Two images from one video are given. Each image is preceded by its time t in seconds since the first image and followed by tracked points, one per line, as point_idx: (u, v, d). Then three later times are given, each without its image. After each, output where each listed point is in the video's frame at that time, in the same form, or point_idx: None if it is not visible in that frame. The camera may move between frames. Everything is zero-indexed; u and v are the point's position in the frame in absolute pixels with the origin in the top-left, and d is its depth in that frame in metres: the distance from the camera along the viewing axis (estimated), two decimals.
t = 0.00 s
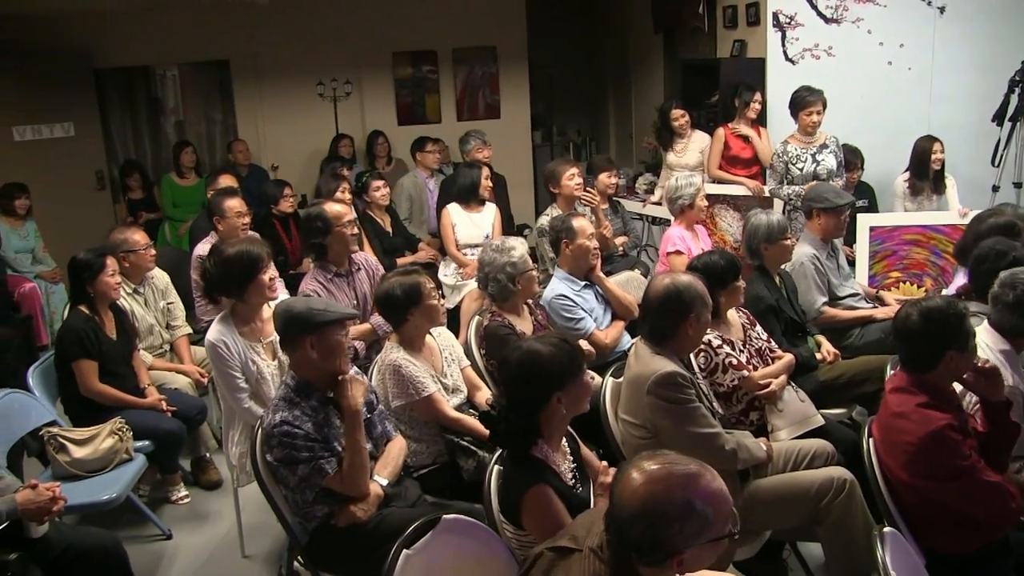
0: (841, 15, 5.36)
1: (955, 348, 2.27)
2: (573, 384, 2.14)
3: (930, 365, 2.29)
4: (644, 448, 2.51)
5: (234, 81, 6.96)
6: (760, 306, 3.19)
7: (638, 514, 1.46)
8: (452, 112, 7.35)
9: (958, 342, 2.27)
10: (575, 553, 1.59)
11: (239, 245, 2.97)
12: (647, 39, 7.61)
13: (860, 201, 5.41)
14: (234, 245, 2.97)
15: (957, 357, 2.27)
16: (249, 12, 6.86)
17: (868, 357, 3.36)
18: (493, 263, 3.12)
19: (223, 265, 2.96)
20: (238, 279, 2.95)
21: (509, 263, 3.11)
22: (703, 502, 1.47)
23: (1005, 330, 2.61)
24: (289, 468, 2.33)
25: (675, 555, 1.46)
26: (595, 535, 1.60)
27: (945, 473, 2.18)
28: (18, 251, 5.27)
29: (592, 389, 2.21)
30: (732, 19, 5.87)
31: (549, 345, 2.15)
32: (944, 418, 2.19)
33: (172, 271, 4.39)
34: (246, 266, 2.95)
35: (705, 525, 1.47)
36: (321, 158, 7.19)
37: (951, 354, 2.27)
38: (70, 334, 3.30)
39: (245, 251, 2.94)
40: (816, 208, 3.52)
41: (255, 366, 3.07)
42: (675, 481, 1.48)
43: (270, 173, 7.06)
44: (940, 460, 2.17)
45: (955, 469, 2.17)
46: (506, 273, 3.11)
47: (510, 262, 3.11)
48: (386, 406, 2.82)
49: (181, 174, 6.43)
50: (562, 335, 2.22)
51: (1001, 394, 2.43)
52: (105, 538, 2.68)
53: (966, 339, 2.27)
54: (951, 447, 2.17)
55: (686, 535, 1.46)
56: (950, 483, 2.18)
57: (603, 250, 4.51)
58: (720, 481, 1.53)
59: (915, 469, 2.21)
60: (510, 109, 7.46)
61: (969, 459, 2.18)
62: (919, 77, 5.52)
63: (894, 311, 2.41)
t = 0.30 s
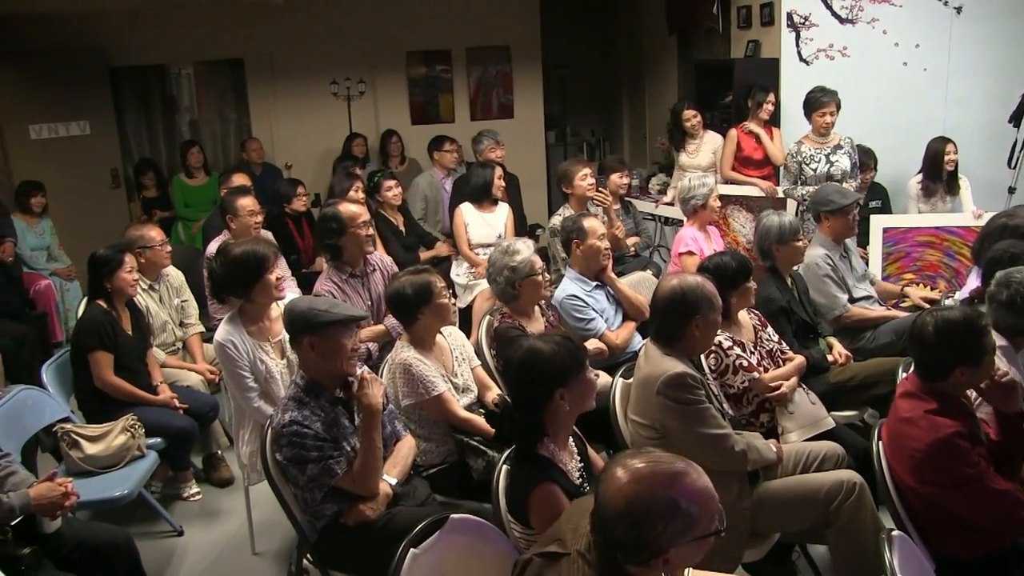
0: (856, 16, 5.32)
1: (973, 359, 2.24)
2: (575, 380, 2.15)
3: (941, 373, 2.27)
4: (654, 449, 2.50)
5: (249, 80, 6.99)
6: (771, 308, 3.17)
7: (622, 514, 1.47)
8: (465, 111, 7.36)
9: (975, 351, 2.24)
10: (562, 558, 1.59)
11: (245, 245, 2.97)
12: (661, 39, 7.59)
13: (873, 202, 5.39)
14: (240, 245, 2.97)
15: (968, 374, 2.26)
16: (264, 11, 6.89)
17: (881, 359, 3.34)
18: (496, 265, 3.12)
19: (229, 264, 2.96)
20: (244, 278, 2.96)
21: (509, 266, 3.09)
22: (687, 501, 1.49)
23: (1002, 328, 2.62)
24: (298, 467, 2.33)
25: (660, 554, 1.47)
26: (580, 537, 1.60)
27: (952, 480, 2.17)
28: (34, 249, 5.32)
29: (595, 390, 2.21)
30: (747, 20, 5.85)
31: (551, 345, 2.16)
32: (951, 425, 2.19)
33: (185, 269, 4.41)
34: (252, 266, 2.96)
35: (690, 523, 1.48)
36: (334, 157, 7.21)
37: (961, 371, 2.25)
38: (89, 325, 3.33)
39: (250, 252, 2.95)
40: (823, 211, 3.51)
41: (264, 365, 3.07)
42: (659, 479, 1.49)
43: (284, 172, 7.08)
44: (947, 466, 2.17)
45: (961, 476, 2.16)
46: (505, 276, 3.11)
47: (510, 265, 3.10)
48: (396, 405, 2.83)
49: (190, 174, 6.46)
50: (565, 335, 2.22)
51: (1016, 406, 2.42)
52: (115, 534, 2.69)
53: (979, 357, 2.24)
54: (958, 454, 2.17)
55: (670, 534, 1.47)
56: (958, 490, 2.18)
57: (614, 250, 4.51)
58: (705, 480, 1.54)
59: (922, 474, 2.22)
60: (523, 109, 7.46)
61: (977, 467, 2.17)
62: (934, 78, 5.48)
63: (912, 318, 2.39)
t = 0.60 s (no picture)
0: (871, 17, 5.30)
1: (987, 366, 2.24)
2: (574, 387, 2.16)
3: (953, 381, 2.26)
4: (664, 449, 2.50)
5: (264, 79, 7.02)
6: (783, 309, 3.16)
7: (617, 511, 1.48)
8: (479, 111, 7.37)
9: (988, 357, 2.24)
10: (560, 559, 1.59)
11: (259, 243, 2.99)
12: (675, 40, 7.57)
13: (885, 202, 5.39)
14: (254, 244, 2.99)
15: (979, 383, 2.25)
16: (279, 11, 6.92)
17: (894, 361, 3.32)
18: (502, 269, 3.13)
19: (243, 263, 2.98)
20: (258, 275, 2.98)
21: (512, 272, 3.09)
22: (683, 497, 1.50)
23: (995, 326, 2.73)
24: (309, 465, 2.34)
25: (657, 550, 1.49)
26: (575, 537, 1.61)
27: (963, 485, 2.17)
28: (51, 246, 5.37)
29: (601, 392, 2.21)
30: (762, 20, 5.83)
31: (556, 347, 2.16)
32: (962, 431, 2.19)
33: (199, 267, 4.44)
34: (266, 264, 2.98)
35: (686, 518, 1.49)
36: (348, 157, 7.24)
37: (973, 380, 2.25)
38: (103, 323, 3.36)
39: (264, 250, 2.96)
40: (833, 215, 3.50)
41: (277, 363, 3.09)
42: (655, 475, 1.51)
43: (298, 171, 7.12)
44: (958, 472, 2.17)
45: (972, 481, 2.17)
46: (509, 281, 3.12)
47: (513, 270, 3.10)
48: (408, 403, 2.84)
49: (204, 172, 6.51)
50: (573, 337, 2.22)
51: None
52: (128, 529, 2.71)
53: (991, 367, 2.23)
54: (969, 460, 2.17)
55: (666, 530, 1.48)
56: (968, 497, 2.18)
57: (627, 251, 4.51)
58: (700, 475, 1.55)
59: (933, 480, 2.22)
60: (537, 109, 7.46)
61: (988, 472, 2.17)
62: (950, 80, 5.44)
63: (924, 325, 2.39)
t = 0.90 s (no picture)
0: (884, 17, 5.28)
1: (995, 364, 2.26)
2: (585, 391, 2.16)
3: (963, 380, 2.29)
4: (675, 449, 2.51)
5: (276, 78, 7.04)
6: (795, 309, 3.15)
7: (636, 501, 1.51)
8: (491, 110, 7.37)
9: (996, 356, 2.26)
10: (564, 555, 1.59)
11: (273, 241, 3.01)
12: (687, 40, 7.56)
13: (898, 201, 5.41)
14: (268, 242, 3.01)
15: (988, 381, 2.27)
16: (291, 11, 6.94)
17: (906, 362, 3.31)
18: (511, 271, 3.13)
19: (256, 261, 3.00)
20: (271, 272, 2.99)
21: (522, 273, 3.09)
22: (697, 483, 1.54)
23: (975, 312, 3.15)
24: (322, 463, 2.35)
25: (674, 537, 1.52)
26: (579, 533, 1.61)
27: (976, 486, 2.17)
28: (64, 244, 5.40)
29: (611, 395, 2.21)
30: (774, 20, 5.82)
31: (567, 352, 2.17)
32: (975, 431, 2.20)
33: (212, 265, 4.46)
34: (280, 263, 2.99)
35: (700, 504, 1.54)
36: (359, 156, 7.25)
37: (982, 378, 2.27)
38: (114, 324, 3.37)
39: (278, 248, 2.98)
40: (845, 215, 3.49)
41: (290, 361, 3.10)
42: (668, 464, 1.54)
43: (310, 170, 7.14)
44: (971, 473, 2.17)
45: (986, 483, 2.16)
46: (519, 283, 3.11)
47: (524, 271, 3.09)
48: (421, 401, 2.85)
49: (218, 171, 6.54)
50: (584, 340, 2.22)
51: None
52: (142, 526, 2.73)
53: (1000, 365, 2.26)
54: (982, 461, 2.17)
55: (682, 515, 1.52)
56: (980, 499, 2.18)
57: (639, 250, 4.51)
58: (707, 462, 1.59)
59: (945, 481, 2.21)
60: (550, 109, 7.45)
61: (1002, 473, 2.17)
62: (963, 80, 5.42)
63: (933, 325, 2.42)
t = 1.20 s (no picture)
0: (899, 15, 5.26)
1: (1010, 364, 2.26)
2: (596, 388, 2.15)
3: (977, 381, 2.29)
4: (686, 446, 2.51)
5: (288, 72, 7.05)
6: (807, 308, 3.15)
7: (646, 488, 1.52)
8: (503, 106, 7.35)
9: (1011, 356, 2.26)
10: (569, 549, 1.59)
11: (287, 234, 3.01)
12: (701, 37, 7.54)
13: (911, 201, 5.42)
14: (282, 235, 3.01)
15: (1003, 381, 2.27)
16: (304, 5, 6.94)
17: (917, 362, 3.31)
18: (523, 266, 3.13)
19: (270, 254, 3.00)
20: (285, 265, 3.00)
21: (535, 268, 3.09)
22: (703, 469, 1.56)
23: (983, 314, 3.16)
24: (333, 457, 2.36)
25: (685, 522, 1.54)
26: (585, 526, 1.61)
27: (989, 487, 2.17)
28: (75, 235, 5.40)
29: (623, 393, 2.20)
30: (788, 18, 5.81)
31: (579, 347, 2.16)
32: (990, 433, 2.20)
33: (225, 258, 4.47)
34: (293, 256, 2.99)
35: (708, 489, 1.56)
36: (371, 150, 7.25)
37: (996, 378, 2.27)
38: (123, 319, 3.38)
39: (291, 241, 2.98)
40: (857, 212, 3.49)
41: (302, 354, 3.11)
42: (675, 452, 1.55)
43: (321, 164, 7.15)
44: (985, 474, 2.17)
45: (999, 484, 2.17)
46: (532, 278, 3.11)
47: (537, 267, 3.09)
48: (432, 396, 2.85)
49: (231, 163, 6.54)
50: (596, 337, 2.21)
51: None
52: (154, 518, 2.74)
53: (1015, 364, 2.25)
54: (996, 462, 2.17)
55: (691, 500, 1.54)
56: (993, 499, 2.17)
57: (651, 247, 4.50)
58: (710, 448, 1.60)
59: (958, 482, 2.21)
60: (563, 106, 7.42)
61: (1016, 475, 2.17)
62: (978, 80, 5.39)
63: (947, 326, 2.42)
